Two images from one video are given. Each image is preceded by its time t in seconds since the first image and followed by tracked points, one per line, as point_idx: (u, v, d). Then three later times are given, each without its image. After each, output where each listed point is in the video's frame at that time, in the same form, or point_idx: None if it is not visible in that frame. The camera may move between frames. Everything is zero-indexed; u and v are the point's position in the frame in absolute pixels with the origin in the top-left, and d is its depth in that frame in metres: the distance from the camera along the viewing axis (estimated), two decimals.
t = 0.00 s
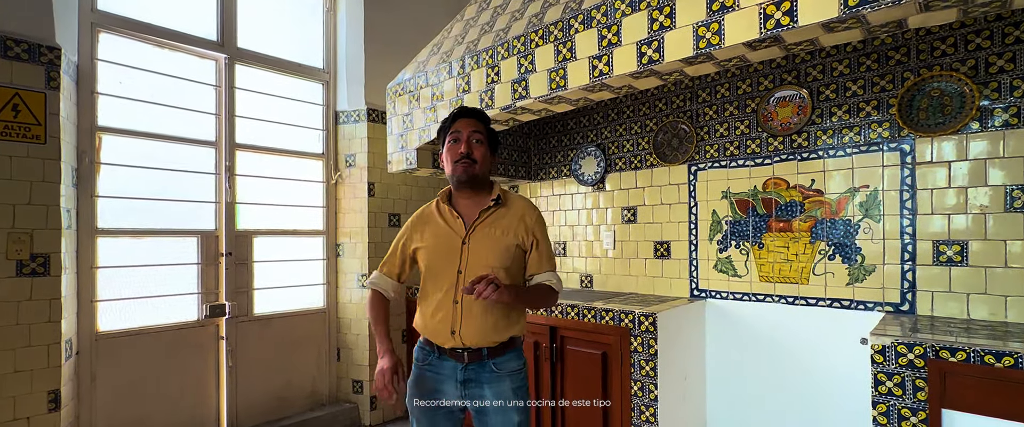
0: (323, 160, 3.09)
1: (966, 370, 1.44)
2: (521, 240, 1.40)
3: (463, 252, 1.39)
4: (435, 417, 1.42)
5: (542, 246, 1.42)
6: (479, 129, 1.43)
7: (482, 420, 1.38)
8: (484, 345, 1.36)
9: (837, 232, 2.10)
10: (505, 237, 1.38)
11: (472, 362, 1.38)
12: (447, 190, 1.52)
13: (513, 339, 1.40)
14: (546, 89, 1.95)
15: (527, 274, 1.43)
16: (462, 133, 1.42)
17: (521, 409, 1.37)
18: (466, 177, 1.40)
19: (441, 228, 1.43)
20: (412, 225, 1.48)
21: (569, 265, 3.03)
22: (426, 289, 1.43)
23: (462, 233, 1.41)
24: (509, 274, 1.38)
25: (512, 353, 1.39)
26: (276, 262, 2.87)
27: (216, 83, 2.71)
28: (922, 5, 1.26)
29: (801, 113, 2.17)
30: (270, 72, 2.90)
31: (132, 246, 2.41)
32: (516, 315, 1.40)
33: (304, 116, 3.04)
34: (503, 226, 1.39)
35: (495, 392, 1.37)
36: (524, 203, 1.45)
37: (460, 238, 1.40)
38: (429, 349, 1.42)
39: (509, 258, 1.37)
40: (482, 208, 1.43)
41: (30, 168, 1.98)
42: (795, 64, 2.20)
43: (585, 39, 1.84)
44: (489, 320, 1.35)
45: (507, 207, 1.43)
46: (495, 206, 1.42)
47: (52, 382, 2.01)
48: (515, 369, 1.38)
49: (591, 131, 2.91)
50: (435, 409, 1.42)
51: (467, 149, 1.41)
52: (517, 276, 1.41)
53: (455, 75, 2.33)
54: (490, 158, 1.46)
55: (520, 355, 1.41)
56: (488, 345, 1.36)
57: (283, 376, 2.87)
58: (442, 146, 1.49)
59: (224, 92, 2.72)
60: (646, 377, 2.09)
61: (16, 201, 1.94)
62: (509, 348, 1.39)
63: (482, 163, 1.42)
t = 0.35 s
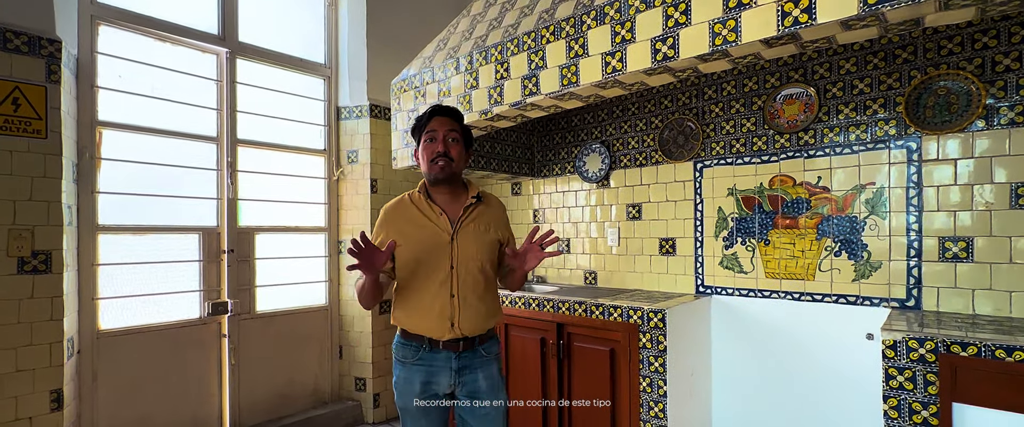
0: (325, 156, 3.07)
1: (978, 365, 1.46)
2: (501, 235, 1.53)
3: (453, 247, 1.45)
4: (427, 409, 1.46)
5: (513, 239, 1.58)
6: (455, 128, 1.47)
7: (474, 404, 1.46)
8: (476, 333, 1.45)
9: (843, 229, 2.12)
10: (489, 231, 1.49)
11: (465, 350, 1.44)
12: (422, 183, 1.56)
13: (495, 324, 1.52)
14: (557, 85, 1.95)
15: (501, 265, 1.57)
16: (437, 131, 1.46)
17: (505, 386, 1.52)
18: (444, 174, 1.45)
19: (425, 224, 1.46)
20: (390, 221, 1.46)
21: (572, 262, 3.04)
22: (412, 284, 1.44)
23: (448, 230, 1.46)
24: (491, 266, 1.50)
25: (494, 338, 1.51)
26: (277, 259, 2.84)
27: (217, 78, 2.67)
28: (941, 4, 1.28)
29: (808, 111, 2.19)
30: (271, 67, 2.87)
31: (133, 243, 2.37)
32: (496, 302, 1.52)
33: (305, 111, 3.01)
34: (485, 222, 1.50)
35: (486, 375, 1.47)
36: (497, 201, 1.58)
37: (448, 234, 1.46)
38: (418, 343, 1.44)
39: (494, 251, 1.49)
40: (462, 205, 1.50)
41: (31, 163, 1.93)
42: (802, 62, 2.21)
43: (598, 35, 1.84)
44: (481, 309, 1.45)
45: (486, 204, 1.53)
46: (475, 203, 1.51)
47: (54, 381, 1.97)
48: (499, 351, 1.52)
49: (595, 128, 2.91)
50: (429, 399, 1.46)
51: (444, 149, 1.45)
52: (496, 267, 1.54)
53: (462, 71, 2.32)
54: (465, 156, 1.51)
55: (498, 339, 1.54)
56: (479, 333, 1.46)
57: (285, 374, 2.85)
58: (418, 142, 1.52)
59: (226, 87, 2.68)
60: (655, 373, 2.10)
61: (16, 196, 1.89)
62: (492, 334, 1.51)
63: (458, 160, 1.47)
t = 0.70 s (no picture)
0: (325, 153, 3.04)
1: (987, 361, 1.46)
2: (497, 235, 1.61)
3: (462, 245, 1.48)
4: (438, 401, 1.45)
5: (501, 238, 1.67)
6: (454, 131, 1.51)
7: (473, 392, 1.53)
8: (485, 326, 1.50)
9: (848, 227, 2.13)
10: (489, 230, 1.56)
11: (474, 343, 1.48)
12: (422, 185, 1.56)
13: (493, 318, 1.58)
14: (565, 82, 1.94)
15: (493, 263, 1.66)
16: (438, 135, 1.50)
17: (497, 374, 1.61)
18: (448, 175, 1.49)
19: (435, 224, 1.47)
20: (400, 222, 1.46)
21: (574, 260, 3.04)
22: (426, 281, 1.44)
23: (456, 229, 1.49)
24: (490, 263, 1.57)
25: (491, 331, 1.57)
26: (277, 257, 2.81)
27: (216, 74, 2.63)
28: (958, 2, 1.27)
29: (813, 109, 2.19)
30: (270, 63, 2.83)
31: (131, 241, 2.33)
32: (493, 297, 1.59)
33: (305, 108, 2.97)
34: (485, 222, 1.57)
35: (487, 365, 1.54)
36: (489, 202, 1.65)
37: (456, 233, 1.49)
38: (432, 338, 1.43)
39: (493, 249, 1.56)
40: (465, 205, 1.55)
41: (28, 159, 1.89)
42: (808, 60, 2.21)
43: (607, 32, 1.83)
44: (488, 302, 1.51)
45: (484, 205, 1.60)
46: (476, 203, 1.57)
47: (53, 382, 1.93)
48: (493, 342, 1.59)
49: (598, 125, 2.90)
50: (439, 392, 1.46)
51: (446, 150, 1.49)
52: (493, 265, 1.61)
53: (466, 67, 2.30)
54: (465, 156, 1.55)
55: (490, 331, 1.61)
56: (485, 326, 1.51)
57: (285, 374, 2.82)
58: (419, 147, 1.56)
59: (225, 83, 2.64)
60: (661, 371, 2.10)
61: (13, 193, 1.85)
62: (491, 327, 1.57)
63: (460, 160, 1.51)
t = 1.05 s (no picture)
0: (323, 149, 2.98)
1: (1008, 361, 1.43)
2: (498, 239, 1.62)
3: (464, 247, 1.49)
4: (439, 392, 1.48)
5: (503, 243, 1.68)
6: (458, 138, 1.53)
7: (472, 381, 1.56)
8: (481, 323, 1.52)
9: (859, 225, 2.10)
10: (491, 235, 1.57)
11: (471, 337, 1.50)
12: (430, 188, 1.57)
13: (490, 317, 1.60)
14: (574, 77, 1.89)
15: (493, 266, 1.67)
16: (443, 143, 1.51)
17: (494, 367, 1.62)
18: (454, 181, 1.52)
19: (439, 225, 1.48)
20: (404, 221, 1.47)
21: (577, 258, 3.00)
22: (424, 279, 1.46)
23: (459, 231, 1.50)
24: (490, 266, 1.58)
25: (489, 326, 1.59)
26: (275, 256, 2.75)
27: (212, 68, 2.56)
28: None
29: (823, 105, 2.16)
30: (267, 57, 2.76)
31: (124, 239, 2.26)
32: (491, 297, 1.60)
33: (303, 103, 2.91)
34: (488, 227, 1.57)
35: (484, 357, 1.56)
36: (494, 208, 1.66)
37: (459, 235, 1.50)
38: (430, 331, 1.45)
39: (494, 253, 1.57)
40: (469, 209, 1.56)
41: (17, 155, 1.82)
42: (818, 55, 2.17)
43: (617, 25, 1.78)
44: (484, 302, 1.52)
45: (488, 210, 1.61)
46: (480, 208, 1.58)
47: (45, 385, 1.87)
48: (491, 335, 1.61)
49: (602, 122, 2.87)
50: (439, 383, 1.48)
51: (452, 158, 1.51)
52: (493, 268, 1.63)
53: (470, 62, 2.25)
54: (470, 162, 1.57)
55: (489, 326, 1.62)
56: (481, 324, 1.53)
57: (284, 375, 2.77)
58: (425, 156, 1.57)
59: (221, 77, 2.57)
60: (670, 372, 2.07)
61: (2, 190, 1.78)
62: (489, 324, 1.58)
63: (465, 166, 1.54)
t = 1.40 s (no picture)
0: (324, 147, 2.90)
1: None
2: (506, 238, 1.56)
3: (467, 245, 1.44)
4: (436, 386, 1.43)
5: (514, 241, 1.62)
6: (466, 136, 1.48)
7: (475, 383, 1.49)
8: (484, 322, 1.47)
9: (877, 226, 2.05)
10: (497, 233, 1.51)
11: (472, 334, 1.45)
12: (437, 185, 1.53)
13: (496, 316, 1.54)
14: (587, 72, 1.83)
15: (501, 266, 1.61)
16: (450, 143, 1.47)
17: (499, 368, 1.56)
18: (460, 180, 1.46)
19: (442, 221, 1.44)
20: (409, 216, 1.44)
21: (584, 259, 2.94)
22: (426, 274, 1.43)
23: (463, 228, 1.45)
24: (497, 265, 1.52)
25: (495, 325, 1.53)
26: (275, 256, 2.67)
27: (209, 62, 2.48)
28: None
29: (840, 102, 2.11)
30: (267, 52, 2.69)
31: (120, 240, 2.19)
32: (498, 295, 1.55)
33: (304, 100, 2.84)
34: (495, 224, 1.51)
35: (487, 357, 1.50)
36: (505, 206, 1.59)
37: (462, 232, 1.45)
38: (431, 326, 1.42)
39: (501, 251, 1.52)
40: (475, 207, 1.50)
41: (6, 152, 1.73)
42: (835, 51, 2.12)
43: (634, 18, 1.72)
44: (488, 301, 1.47)
45: (496, 208, 1.55)
46: (487, 206, 1.52)
47: (37, 393, 1.79)
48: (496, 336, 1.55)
49: (610, 119, 2.81)
50: (437, 377, 1.44)
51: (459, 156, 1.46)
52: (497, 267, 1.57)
53: (478, 57, 2.19)
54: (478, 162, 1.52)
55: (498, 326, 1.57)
56: (485, 322, 1.48)
57: (284, 378, 2.70)
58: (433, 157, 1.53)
59: (219, 72, 2.49)
60: (684, 376, 2.01)
61: None
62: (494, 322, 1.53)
63: (472, 165, 1.48)
